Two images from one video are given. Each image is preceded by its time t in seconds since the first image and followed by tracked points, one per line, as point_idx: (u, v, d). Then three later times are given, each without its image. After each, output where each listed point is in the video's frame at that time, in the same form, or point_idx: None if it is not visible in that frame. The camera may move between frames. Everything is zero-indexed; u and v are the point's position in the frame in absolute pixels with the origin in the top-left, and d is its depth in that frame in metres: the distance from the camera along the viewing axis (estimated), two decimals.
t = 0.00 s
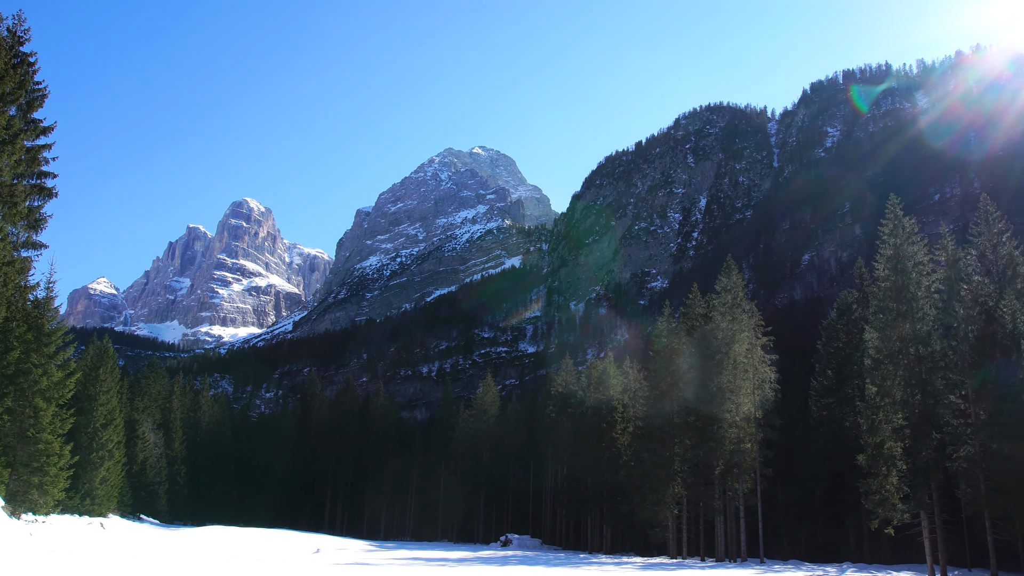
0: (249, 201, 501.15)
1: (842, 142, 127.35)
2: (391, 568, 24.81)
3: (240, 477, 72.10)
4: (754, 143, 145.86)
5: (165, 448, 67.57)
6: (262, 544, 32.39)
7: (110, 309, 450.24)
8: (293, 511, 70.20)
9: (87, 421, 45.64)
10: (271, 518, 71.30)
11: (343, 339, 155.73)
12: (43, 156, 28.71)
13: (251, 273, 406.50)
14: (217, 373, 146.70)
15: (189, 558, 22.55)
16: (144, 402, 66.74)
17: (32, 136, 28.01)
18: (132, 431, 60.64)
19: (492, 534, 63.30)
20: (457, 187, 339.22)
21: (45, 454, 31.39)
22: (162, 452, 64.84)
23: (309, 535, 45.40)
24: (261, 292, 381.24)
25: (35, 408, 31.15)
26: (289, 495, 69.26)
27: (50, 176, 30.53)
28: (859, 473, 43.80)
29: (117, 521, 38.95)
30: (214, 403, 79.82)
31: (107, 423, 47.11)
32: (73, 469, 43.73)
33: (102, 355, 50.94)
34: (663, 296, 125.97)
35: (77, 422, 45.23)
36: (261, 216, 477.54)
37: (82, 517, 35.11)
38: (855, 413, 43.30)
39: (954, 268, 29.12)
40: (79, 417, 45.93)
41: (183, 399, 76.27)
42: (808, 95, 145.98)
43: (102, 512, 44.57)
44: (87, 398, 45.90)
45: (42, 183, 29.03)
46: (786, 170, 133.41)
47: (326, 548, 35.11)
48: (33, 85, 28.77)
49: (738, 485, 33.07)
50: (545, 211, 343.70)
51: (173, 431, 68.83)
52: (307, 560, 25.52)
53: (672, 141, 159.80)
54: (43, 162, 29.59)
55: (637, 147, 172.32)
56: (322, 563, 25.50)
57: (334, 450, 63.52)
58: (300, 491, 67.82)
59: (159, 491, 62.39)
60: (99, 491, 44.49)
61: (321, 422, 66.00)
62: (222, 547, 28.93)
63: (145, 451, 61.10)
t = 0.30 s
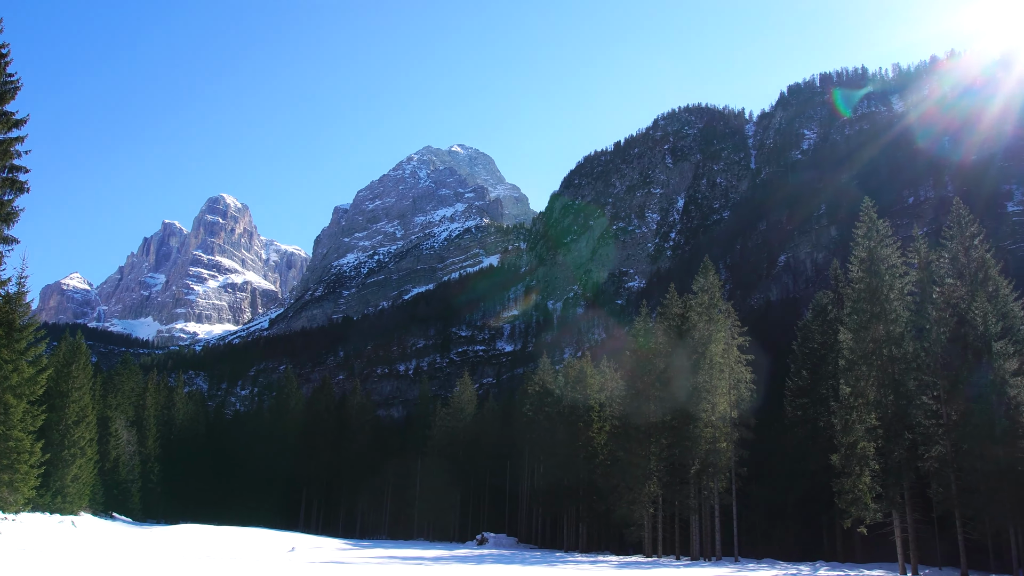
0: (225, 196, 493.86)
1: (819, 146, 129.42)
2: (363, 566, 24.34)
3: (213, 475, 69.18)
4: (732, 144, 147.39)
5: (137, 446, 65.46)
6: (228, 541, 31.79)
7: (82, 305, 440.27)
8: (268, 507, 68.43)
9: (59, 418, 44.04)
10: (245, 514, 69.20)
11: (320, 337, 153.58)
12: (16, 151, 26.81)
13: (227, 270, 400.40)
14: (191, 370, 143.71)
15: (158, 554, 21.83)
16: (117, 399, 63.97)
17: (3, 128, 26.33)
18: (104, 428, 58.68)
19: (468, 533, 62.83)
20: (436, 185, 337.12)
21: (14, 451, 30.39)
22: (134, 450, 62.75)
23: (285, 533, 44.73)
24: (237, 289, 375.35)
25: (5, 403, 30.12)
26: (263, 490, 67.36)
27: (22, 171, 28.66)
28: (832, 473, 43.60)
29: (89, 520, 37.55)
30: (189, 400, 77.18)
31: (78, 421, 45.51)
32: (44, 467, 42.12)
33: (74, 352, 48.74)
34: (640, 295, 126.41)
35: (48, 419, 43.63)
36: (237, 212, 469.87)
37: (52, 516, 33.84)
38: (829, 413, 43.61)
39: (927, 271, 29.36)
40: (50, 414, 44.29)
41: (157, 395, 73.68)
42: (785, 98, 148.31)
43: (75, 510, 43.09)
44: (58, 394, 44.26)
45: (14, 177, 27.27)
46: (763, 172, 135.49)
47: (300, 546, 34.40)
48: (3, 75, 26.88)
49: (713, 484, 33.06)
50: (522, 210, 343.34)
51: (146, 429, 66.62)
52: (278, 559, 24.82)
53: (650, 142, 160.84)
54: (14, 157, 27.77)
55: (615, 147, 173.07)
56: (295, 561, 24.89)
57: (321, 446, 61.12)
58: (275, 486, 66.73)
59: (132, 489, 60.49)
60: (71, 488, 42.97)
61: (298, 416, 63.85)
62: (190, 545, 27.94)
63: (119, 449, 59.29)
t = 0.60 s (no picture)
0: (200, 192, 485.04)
1: (796, 148, 131.38)
2: (337, 564, 23.63)
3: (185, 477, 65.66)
4: (710, 145, 148.73)
5: (109, 443, 61.90)
6: (200, 538, 30.91)
7: (53, 300, 429.36)
8: (244, 506, 65.15)
9: (29, 416, 42.32)
10: (217, 513, 65.52)
11: (296, 334, 150.99)
12: None
13: (203, 266, 393.34)
14: (165, 366, 140.37)
15: (128, 552, 20.97)
16: (89, 396, 61.69)
17: None
18: (75, 425, 56.78)
19: (443, 530, 62.49)
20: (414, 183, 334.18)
21: None
22: (108, 446, 60.80)
23: (260, 531, 43.68)
24: (212, 285, 368.57)
25: None
26: (238, 489, 64.33)
27: None
28: (804, 472, 43.49)
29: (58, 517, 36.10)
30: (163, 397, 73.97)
31: (48, 417, 43.97)
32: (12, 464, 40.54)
33: (47, 347, 46.03)
34: (618, 294, 126.75)
35: (17, 415, 41.94)
36: (213, 208, 461.67)
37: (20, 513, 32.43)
38: (803, 413, 43.81)
39: (899, 272, 29.64)
40: (19, 410, 42.57)
41: (130, 392, 70.22)
42: (763, 99, 150.85)
43: (45, 508, 41.69)
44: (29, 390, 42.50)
45: None
46: (740, 172, 137.39)
47: (274, 544, 33.47)
48: None
49: (688, 483, 33.01)
50: (501, 209, 342.56)
51: (119, 426, 63.14)
52: (251, 557, 24.04)
53: (629, 141, 161.68)
54: None
55: (594, 147, 173.52)
56: (270, 560, 24.08)
57: (294, 446, 58.48)
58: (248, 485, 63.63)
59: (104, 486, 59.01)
60: (41, 485, 41.49)
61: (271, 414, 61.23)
62: (163, 543, 26.82)
63: (91, 446, 57.39)
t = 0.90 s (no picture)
0: (174, 186, 476.08)
1: (772, 148, 133.35)
2: (314, 562, 22.75)
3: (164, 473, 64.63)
4: (686, 145, 150.04)
5: (80, 439, 59.15)
6: (174, 536, 29.34)
7: (23, 295, 418.11)
8: (220, 502, 63.10)
9: None
10: (191, 508, 63.96)
11: (270, 329, 148.06)
12: None
13: (177, 262, 385.84)
14: (138, 363, 137.66)
15: (96, 548, 20.02)
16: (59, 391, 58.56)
17: None
18: (45, 421, 54.10)
19: (419, 527, 61.80)
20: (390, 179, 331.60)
21: None
22: (78, 442, 57.59)
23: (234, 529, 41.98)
24: (187, 281, 361.54)
25: None
26: (211, 486, 62.04)
27: None
28: (779, 470, 43.51)
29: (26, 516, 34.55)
30: (135, 392, 71.29)
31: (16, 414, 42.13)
32: None
33: (17, 342, 43.84)
34: (594, 293, 127.16)
35: None
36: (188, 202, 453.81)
37: None
38: (777, 413, 44.24)
39: (872, 271, 29.60)
40: None
41: (102, 388, 67.27)
42: (739, 99, 152.80)
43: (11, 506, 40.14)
44: None
45: None
46: (717, 172, 138.92)
47: (248, 542, 32.37)
48: None
49: (662, 480, 32.66)
50: (478, 206, 341.39)
51: (91, 421, 60.64)
52: (226, 555, 23.13)
53: (606, 140, 162.34)
54: None
55: (572, 145, 173.63)
56: (245, 557, 23.14)
57: (269, 443, 57.92)
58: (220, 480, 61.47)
59: (75, 484, 55.97)
60: (10, 483, 40.09)
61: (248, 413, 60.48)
62: (132, 541, 25.44)
63: (62, 442, 54.88)
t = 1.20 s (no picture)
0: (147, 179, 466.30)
1: (747, 148, 135.18)
2: (287, 559, 21.40)
3: (132, 471, 61.96)
4: (663, 144, 151.15)
5: (52, 434, 57.48)
6: (138, 531, 27.59)
7: None
8: (194, 499, 61.33)
9: None
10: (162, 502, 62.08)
11: (244, 323, 145.02)
12: None
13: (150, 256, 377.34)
14: (110, 356, 134.15)
15: (61, 545, 18.86)
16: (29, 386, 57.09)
17: None
18: (13, 417, 52.88)
19: (392, 525, 60.86)
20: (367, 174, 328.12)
21: None
22: (48, 438, 55.78)
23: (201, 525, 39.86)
24: (160, 276, 353.57)
25: None
26: (183, 482, 60.35)
27: None
28: (752, 467, 43.92)
29: None
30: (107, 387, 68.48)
31: None
32: None
33: None
34: (571, 291, 127.18)
35: None
36: (162, 196, 444.83)
37: None
38: (749, 410, 44.27)
39: (845, 271, 29.50)
40: None
41: (71, 382, 63.73)
42: (716, 99, 154.50)
43: None
44: None
45: None
46: (693, 172, 140.09)
47: (219, 538, 30.82)
48: None
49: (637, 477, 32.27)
50: (455, 202, 339.74)
51: (62, 417, 58.51)
52: (194, 552, 21.40)
53: (584, 138, 162.56)
54: None
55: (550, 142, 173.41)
56: (215, 554, 21.62)
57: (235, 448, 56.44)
58: (192, 477, 59.79)
59: (46, 479, 54.20)
60: None
61: (219, 409, 58.86)
62: (94, 534, 24.06)
63: (31, 438, 53.29)
